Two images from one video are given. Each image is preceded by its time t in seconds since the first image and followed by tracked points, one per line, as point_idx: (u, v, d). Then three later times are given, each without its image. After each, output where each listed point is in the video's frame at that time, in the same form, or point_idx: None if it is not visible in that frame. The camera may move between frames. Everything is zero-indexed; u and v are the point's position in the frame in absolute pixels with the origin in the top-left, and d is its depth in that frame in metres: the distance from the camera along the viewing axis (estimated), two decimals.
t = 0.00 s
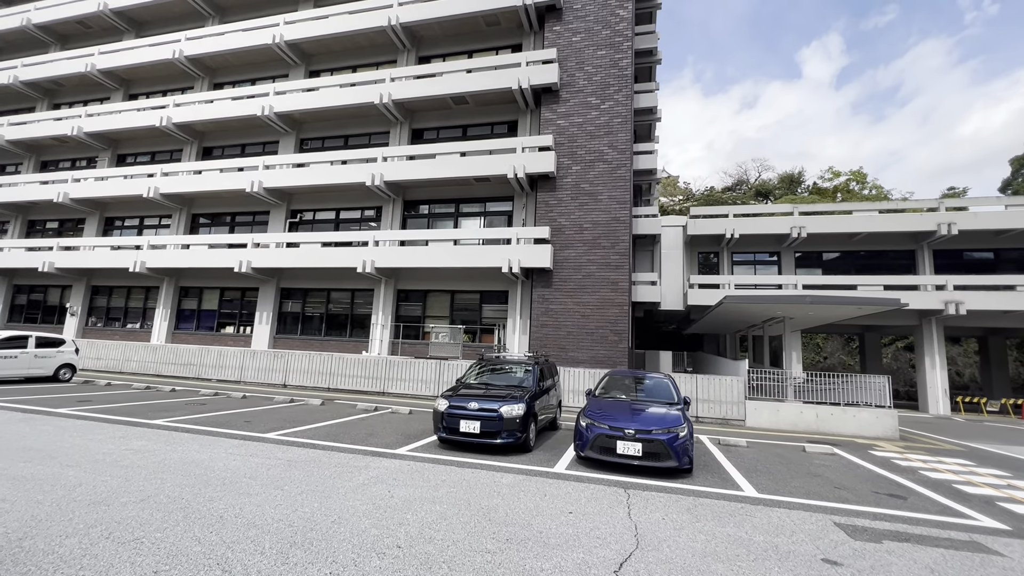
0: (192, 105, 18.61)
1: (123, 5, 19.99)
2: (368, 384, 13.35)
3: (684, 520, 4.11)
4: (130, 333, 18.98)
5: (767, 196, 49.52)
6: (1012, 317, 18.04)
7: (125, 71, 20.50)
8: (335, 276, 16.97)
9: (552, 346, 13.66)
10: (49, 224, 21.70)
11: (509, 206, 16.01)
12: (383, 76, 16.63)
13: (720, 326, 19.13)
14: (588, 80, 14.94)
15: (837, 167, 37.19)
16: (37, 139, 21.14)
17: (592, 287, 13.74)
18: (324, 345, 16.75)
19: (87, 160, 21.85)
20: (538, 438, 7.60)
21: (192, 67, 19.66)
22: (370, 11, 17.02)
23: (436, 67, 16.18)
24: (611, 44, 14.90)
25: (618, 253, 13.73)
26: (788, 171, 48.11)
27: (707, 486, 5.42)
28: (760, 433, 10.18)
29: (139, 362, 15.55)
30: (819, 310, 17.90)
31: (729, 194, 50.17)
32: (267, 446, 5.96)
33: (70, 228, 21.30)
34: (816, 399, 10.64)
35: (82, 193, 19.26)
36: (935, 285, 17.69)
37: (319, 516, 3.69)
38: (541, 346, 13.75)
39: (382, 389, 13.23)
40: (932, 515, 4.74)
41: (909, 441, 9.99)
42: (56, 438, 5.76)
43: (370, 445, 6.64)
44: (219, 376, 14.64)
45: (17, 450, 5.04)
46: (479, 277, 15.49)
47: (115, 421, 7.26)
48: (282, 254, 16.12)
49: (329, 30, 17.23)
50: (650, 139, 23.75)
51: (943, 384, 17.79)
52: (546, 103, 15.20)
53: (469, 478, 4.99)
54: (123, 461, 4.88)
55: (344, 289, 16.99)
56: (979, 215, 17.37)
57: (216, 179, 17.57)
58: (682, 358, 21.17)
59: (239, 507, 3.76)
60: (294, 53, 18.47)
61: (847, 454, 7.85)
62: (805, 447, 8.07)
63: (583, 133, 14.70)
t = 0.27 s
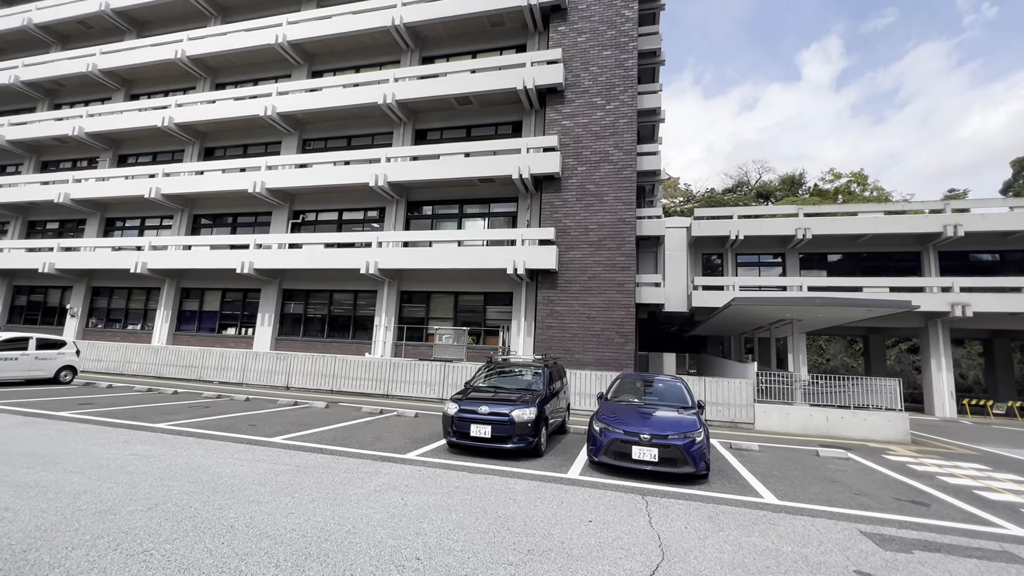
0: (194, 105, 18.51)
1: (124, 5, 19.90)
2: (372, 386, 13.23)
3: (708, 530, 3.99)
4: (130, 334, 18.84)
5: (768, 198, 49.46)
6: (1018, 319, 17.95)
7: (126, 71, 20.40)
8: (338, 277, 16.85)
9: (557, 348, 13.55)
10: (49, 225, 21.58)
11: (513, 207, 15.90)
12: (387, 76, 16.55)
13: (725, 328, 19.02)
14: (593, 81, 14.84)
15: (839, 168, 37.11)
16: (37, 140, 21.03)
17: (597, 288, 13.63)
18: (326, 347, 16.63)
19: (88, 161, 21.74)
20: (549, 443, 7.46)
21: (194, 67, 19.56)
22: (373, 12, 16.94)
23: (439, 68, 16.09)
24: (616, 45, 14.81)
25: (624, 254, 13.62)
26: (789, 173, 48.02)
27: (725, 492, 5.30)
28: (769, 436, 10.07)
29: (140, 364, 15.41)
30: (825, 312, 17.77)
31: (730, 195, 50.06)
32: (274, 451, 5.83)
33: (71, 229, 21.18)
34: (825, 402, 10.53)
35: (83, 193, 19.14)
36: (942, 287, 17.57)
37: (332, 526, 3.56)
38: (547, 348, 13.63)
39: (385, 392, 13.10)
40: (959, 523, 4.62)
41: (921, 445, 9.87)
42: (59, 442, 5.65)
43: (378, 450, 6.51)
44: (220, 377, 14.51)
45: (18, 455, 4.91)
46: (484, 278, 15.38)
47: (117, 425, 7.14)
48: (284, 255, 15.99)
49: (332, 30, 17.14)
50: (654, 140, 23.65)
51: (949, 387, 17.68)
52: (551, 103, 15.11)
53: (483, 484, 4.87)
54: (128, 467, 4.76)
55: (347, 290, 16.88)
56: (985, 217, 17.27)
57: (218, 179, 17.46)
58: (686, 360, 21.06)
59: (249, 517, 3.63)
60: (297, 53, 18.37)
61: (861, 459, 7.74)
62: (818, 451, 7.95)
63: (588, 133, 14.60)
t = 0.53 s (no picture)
0: (196, 104, 18.42)
1: (126, 4, 19.82)
2: (376, 387, 13.12)
3: (730, 536, 3.88)
4: (132, 334, 18.74)
5: (770, 198, 49.32)
6: None
7: (129, 70, 20.32)
8: (341, 277, 16.75)
9: (562, 349, 13.44)
10: (51, 224, 21.50)
11: (518, 207, 15.80)
12: (390, 75, 16.46)
13: (730, 329, 18.90)
14: (599, 80, 14.74)
15: (842, 169, 37.00)
16: (39, 139, 20.95)
17: (603, 289, 13.52)
18: (329, 347, 16.52)
19: (90, 160, 21.66)
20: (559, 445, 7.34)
21: (197, 66, 19.48)
22: (377, 10, 16.85)
23: (444, 67, 16.00)
24: (622, 44, 14.71)
25: (630, 254, 13.51)
26: (791, 174, 47.87)
27: (742, 496, 5.18)
28: (779, 439, 9.94)
29: (142, 365, 15.31)
30: (831, 313, 17.63)
31: (732, 196, 49.91)
32: (280, 454, 5.72)
33: (72, 229, 21.09)
34: (835, 404, 10.41)
35: (85, 193, 19.06)
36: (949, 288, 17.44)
37: (344, 533, 3.44)
38: (552, 349, 13.52)
39: (389, 393, 13.00)
40: (984, 529, 4.51)
41: (933, 447, 9.75)
42: (62, 444, 5.54)
43: (386, 452, 6.39)
44: (223, 378, 14.40)
45: (21, 458, 4.80)
46: (488, 279, 15.27)
47: (120, 426, 7.02)
48: (287, 255, 15.88)
49: (335, 29, 17.05)
50: (657, 140, 23.53)
51: (956, 389, 17.55)
52: (556, 102, 15.01)
53: (495, 489, 4.76)
54: (133, 470, 4.65)
55: (350, 290, 16.77)
56: (993, 217, 17.14)
57: (220, 179, 17.36)
58: (690, 361, 20.93)
59: (259, 523, 3.51)
60: (300, 52, 18.29)
61: (875, 462, 7.62)
62: (831, 454, 7.83)
63: (594, 133, 14.50)
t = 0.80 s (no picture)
0: (199, 102, 18.31)
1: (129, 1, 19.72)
2: (380, 388, 12.99)
3: (756, 545, 3.74)
4: (134, 334, 18.63)
5: (773, 199, 49.07)
6: None
7: (131, 68, 20.23)
8: (345, 276, 16.63)
9: (568, 349, 13.30)
10: (52, 223, 21.41)
11: (523, 206, 15.67)
12: (395, 73, 16.33)
13: (737, 330, 18.74)
14: (605, 78, 14.60)
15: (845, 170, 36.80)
16: (41, 137, 20.85)
17: (610, 289, 13.38)
18: (332, 347, 16.39)
19: (92, 159, 21.56)
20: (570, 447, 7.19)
21: (200, 65, 19.38)
22: (381, 8, 16.72)
23: (448, 65, 15.87)
24: (629, 42, 14.57)
25: (636, 254, 13.37)
26: (795, 174, 47.63)
27: (762, 502, 5.04)
28: (790, 442, 9.79)
29: (144, 364, 15.19)
30: (838, 314, 17.46)
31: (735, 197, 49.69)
32: (286, 456, 5.57)
33: (74, 228, 20.99)
34: (846, 406, 10.27)
35: (87, 191, 18.96)
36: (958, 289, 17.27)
37: (358, 541, 3.30)
38: (558, 349, 13.38)
39: (393, 393, 12.86)
40: (1016, 537, 4.36)
41: (947, 451, 9.59)
42: (63, 446, 5.41)
43: (395, 455, 6.21)
44: (225, 378, 14.28)
45: (21, 461, 4.66)
46: (493, 278, 15.14)
47: (122, 428, 6.89)
48: (290, 254, 15.76)
49: (339, 26, 16.93)
50: (662, 139, 23.37)
51: (965, 391, 17.37)
52: (562, 101, 14.89)
53: (509, 494, 4.61)
54: (136, 474, 4.51)
55: (354, 290, 16.65)
56: (1002, 218, 16.96)
57: (223, 177, 17.25)
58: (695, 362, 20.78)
59: (269, 530, 3.37)
60: (304, 50, 18.18)
61: (892, 466, 7.48)
62: (847, 458, 7.67)
63: (600, 131, 14.36)
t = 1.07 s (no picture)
0: (203, 101, 18.24)
1: None
2: (385, 389, 12.88)
3: (785, 555, 3.63)
4: (137, 334, 18.55)
5: (777, 200, 48.81)
6: None
7: (135, 67, 20.17)
8: (349, 276, 16.53)
9: (576, 350, 13.18)
10: (56, 222, 21.36)
11: (529, 206, 15.55)
12: (400, 72, 16.23)
13: (744, 331, 18.59)
14: (613, 77, 14.48)
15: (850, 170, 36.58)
16: (45, 136, 20.80)
17: (617, 289, 13.26)
18: (336, 348, 16.29)
19: (96, 158, 21.51)
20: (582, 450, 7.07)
21: (204, 64, 19.31)
22: (386, 6, 16.63)
23: (454, 63, 15.77)
24: (637, 40, 14.44)
25: (645, 255, 13.25)
26: (798, 175, 47.39)
27: (783, 509, 4.92)
28: (803, 445, 9.65)
29: (148, 365, 15.12)
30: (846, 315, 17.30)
31: (738, 197, 49.47)
32: (296, 460, 5.46)
33: (78, 227, 20.94)
34: (859, 409, 10.13)
35: (91, 190, 18.90)
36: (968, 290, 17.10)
37: (376, 551, 3.19)
38: (565, 350, 13.26)
39: (399, 395, 12.75)
40: None
41: (962, 455, 9.44)
42: (69, 449, 5.31)
43: (405, 459, 6.07)
44: (229, 379, 14.19)
45: (26, 465, 4.55)
46: (499, 279, 15.03)
47: (128, 429, 6.79)
48: (294, 254, 15.66)
49: (344, 25, 16.84)
50: (668, 139, 23.23)
51: (975, 394, 17.21)
52: (569, 100, 14.77)
53: (526, 500, 4.49)
54: (144, 478, 4.41)
55: (358, 290, 16.55)
56: (1013, 219, 16.79)
57: (227, 176, 17.17)
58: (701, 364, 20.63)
59: (284, 539, 3.26)
60: (308, 49, 18.10)
61: (910, 471, 7.35)
62: (863, 462, 7.53)
63: (607, 131, 14.25)
